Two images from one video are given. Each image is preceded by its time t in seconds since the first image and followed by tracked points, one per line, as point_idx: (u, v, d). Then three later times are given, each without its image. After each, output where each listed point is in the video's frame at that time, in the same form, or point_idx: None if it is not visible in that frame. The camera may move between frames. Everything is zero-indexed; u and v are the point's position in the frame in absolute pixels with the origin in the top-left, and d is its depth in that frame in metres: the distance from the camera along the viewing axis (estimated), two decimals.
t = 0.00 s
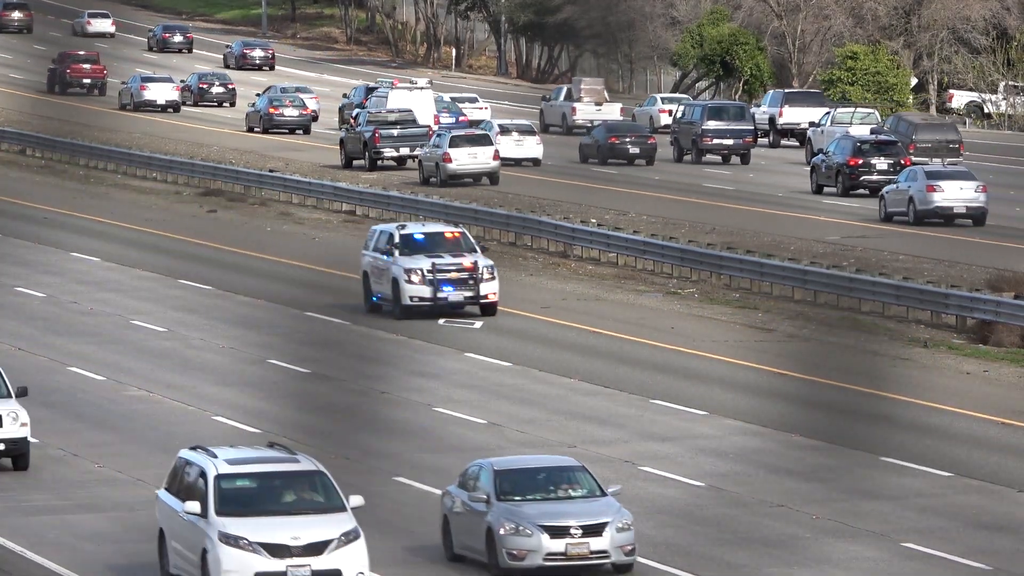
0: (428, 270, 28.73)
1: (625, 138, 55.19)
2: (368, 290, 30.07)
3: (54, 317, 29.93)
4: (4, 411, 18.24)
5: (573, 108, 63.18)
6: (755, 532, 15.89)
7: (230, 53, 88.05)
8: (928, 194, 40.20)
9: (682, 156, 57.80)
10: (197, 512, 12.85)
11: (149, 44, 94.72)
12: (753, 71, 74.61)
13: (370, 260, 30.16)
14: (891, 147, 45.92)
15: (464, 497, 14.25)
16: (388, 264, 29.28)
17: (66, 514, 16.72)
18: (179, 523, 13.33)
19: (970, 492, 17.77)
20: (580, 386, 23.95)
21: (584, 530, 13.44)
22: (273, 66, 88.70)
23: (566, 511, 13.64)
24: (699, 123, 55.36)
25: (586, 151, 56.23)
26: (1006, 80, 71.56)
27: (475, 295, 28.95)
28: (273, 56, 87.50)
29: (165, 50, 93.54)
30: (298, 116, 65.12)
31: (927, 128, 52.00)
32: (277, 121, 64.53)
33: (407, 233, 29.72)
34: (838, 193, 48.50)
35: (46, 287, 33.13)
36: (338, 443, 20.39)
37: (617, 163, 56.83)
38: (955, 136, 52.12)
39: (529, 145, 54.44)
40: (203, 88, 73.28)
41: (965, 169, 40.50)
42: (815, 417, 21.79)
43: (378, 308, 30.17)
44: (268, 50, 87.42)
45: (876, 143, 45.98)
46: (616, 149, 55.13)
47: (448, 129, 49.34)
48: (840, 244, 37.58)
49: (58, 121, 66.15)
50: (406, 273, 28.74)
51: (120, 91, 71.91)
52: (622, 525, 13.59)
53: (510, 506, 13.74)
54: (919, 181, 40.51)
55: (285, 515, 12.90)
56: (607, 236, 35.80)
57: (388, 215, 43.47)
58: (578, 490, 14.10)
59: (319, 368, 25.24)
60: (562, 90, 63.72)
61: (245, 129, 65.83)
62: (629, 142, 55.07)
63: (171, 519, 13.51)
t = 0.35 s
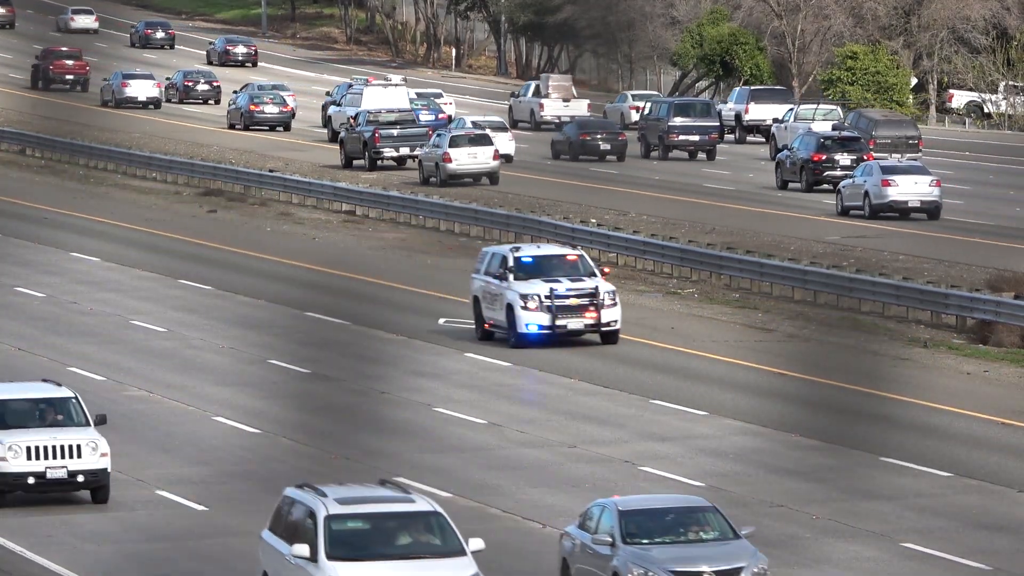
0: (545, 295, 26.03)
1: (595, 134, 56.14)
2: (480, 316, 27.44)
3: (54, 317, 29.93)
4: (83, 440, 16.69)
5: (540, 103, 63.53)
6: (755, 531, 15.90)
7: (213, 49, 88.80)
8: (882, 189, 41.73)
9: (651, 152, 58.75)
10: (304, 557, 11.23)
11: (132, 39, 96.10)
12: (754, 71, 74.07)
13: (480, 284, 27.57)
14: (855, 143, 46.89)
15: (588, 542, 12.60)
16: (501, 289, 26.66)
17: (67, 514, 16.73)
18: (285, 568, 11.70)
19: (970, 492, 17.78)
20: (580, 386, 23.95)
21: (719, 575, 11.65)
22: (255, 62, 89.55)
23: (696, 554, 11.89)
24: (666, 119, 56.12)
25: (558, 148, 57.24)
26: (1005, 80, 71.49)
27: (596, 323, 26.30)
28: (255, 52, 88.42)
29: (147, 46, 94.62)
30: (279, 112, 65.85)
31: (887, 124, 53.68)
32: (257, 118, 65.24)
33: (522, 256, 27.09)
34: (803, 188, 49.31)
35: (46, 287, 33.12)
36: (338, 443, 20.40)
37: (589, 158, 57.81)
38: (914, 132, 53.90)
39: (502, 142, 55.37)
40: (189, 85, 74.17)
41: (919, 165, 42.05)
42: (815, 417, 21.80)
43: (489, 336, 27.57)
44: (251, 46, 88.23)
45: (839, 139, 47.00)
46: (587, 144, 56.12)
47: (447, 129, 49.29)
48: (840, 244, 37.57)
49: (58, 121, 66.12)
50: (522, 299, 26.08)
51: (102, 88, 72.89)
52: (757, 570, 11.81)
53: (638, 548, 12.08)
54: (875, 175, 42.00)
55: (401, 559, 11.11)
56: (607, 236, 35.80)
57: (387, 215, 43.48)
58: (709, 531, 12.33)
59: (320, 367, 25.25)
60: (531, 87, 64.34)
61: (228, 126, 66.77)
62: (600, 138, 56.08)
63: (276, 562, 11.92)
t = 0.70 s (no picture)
0: (681, 325, 23.36)
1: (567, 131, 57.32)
2: (608, 346, 24.91)
3: (54, 317, 29.93)
4: (171, 474, 15.03)
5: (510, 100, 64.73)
6: (756, 532, 15.90)
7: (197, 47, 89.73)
8: (839, 183, 42.71)
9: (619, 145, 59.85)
10: None
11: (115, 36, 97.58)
12: (753, 71, 73.35)
13: (608, 310, 24.95)
14: (818, 139, 48.67)
15: None
16: (632, 316, 24.03)
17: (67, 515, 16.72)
18: None
19: (970, 492, 17.78)
20: (580, 386, 23.95)
21: None
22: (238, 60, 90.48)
23: None
24: (632, 117, 56.83)
25: (530, 143, 58.38)
26: (1006, 80, 72.04)
27: (736, 351, 23.65)
28: (238, 48, 89.15)
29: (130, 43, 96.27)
30: (260, 109, 66.03)
31: (849, 121, 55.12)
32: (240, 115, 65.92)
33: (653, 279, 24.48)
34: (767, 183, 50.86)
35: (46, 287, 33.13)
36: (338, 443, 20.39)
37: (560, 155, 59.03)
38: (875, 128, 55.45)
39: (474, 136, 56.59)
40: (175, 83, 75.15)
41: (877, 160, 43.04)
42: (816, 417, 21.79)
43: (617, 365, 24.97)
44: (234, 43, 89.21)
45: (804, 136, 48.70)
46: (560, 141, 57.31)
47: (447, 129, 49.30)
48: (840, 244, 37.59)
49: (57, 121, 66.11)
50: (655, 327, 23.44)
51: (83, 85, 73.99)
52: None
53: None
54: (832, 170, 43.01)
55: None
56: (607, 236, 35.79)
57: (387, 215, 43.48)
58: None
59: (319, 367, 25.25)
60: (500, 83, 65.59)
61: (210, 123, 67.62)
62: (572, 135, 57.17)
63: None
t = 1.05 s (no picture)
0: (841, 359, 20.56)
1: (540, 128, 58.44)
2: (757, 380, 22.15)
3: (54, 317, 29.93)
4: (272, 511, 13.24)
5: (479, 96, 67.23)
6: (756, 532, 15.89)
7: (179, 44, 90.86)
8: (799, 177, 43.93)
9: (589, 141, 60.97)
10: None
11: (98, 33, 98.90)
12: (753, 71, 73.42)
13: (756, 341, 22.16)
14: (783, 135, 49.13)
15: None
16: (785, 349, 21.25)
17: (67, 514, 16.72)
18: None
19: (971, 492, 17.77)
20: (580, 386, 23.95)
21: None
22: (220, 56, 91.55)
23: None
24: (602, 112, 58.19)
25: (503, 140, 59.50)
26: (1006, 80, 72.50)
27: (900, 387, 20.77)
28: (220, 45, 90.59)
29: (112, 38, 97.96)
30: (243, 107, 67.06)
31: (812, 118, 56.53)
32: (222, 113, 66.72)
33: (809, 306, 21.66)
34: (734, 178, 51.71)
35: (46, 287, 33.13)
36: (338, 443, 20.38)
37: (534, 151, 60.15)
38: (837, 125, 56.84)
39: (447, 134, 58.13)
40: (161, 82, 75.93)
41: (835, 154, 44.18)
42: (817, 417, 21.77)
43: (766, 401, 22.21)
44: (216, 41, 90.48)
45: (769, 133, 49.23)
46: (533, 138, 58.44)
47: (447, 129, 49.29)
48: (840, 244, 37.58)
49: (57, 121, 66.08)
50: (811, 360, 20.65)
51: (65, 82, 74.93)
52: None
53: None
54: (791, 164, 44.22)
55: None
56: (607, 236, 35.81)
57: (387, 215, 43.49)
58: None
59: (320, 367, 25.24)
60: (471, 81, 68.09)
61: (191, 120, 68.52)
62: (545, 132, 58.40)
63: None
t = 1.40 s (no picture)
0: None
1: (514, 125, 58.83)
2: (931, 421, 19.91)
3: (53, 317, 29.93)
4: (386, 555, 11.77)
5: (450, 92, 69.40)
6: (756, 532, 15.91)
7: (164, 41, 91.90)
8: (759, 172, 45.13)
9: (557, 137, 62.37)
10: None
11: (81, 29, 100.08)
12: (753, 71, 73.96)
13: (930, 378, 19.98)
14: (749, 132, 50.67)
15: None
16: (963, 386, 19.09)
17: (67, 514, 16.73)
18: None
19: (971, 492, 17.77)
20: (580, 386, 23.96)
21: None
22: (204, 53, 92.45)
23: None
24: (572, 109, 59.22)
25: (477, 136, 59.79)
26: (1006, 80, 72.61)
27: None
28: (203, 41, 91.37)
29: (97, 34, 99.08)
30: (226, 104, 68.21)
31: (774, 113, 56.07)
32: (206, 109, 67.75)
33: (991, 340, 19.48)
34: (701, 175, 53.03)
35: (46, 287, 33.13)
36: (338, 443, 20.37)
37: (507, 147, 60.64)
38: (800, 122, 56.50)
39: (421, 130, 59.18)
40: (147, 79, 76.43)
41: (794, 151, 45.55)
42: (819, 418, 21.73)
43: (879, 430, 20.88)
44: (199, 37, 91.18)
45: (735, 129, 50.66)
46: (507, 135, 58.83)
47: (447, 129, 49.32)
48: (840, 244, 37.59)
49: (58, 121, 66.10)
50: (996, 399, 18.47)
51: (47, 80, 75.84)
52: None
53: None
54: (752, 160, 45.54)
55: None
56: (607, 236, 35.83)
57: (387, 215, 43.49)
58: None
59: (320, 367, 25.25)
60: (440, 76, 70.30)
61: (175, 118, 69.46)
62: (518, 128, 58.87)
63: None
